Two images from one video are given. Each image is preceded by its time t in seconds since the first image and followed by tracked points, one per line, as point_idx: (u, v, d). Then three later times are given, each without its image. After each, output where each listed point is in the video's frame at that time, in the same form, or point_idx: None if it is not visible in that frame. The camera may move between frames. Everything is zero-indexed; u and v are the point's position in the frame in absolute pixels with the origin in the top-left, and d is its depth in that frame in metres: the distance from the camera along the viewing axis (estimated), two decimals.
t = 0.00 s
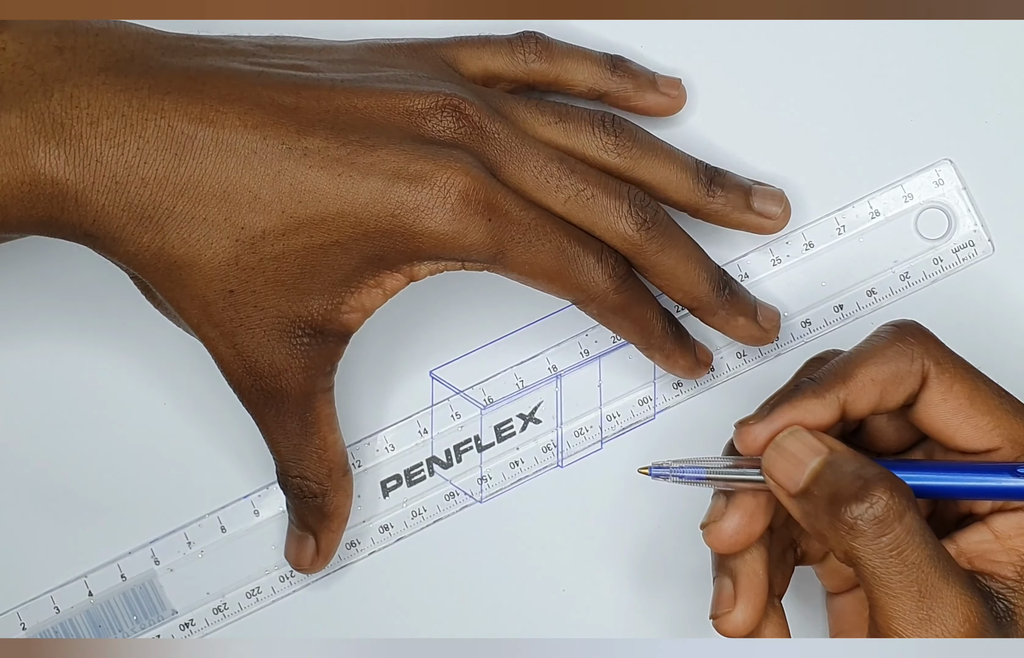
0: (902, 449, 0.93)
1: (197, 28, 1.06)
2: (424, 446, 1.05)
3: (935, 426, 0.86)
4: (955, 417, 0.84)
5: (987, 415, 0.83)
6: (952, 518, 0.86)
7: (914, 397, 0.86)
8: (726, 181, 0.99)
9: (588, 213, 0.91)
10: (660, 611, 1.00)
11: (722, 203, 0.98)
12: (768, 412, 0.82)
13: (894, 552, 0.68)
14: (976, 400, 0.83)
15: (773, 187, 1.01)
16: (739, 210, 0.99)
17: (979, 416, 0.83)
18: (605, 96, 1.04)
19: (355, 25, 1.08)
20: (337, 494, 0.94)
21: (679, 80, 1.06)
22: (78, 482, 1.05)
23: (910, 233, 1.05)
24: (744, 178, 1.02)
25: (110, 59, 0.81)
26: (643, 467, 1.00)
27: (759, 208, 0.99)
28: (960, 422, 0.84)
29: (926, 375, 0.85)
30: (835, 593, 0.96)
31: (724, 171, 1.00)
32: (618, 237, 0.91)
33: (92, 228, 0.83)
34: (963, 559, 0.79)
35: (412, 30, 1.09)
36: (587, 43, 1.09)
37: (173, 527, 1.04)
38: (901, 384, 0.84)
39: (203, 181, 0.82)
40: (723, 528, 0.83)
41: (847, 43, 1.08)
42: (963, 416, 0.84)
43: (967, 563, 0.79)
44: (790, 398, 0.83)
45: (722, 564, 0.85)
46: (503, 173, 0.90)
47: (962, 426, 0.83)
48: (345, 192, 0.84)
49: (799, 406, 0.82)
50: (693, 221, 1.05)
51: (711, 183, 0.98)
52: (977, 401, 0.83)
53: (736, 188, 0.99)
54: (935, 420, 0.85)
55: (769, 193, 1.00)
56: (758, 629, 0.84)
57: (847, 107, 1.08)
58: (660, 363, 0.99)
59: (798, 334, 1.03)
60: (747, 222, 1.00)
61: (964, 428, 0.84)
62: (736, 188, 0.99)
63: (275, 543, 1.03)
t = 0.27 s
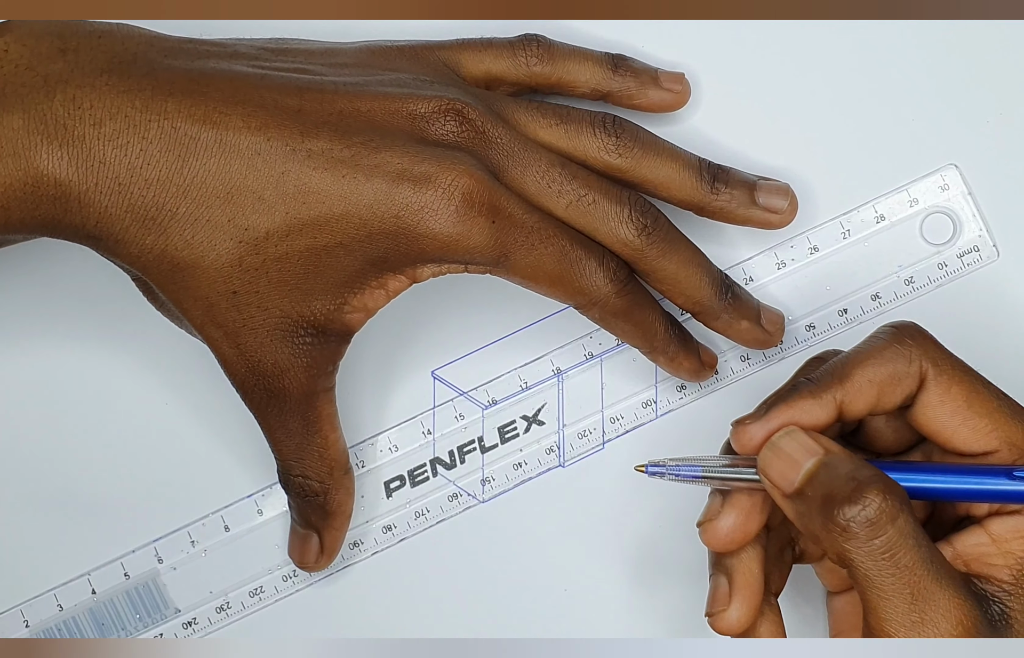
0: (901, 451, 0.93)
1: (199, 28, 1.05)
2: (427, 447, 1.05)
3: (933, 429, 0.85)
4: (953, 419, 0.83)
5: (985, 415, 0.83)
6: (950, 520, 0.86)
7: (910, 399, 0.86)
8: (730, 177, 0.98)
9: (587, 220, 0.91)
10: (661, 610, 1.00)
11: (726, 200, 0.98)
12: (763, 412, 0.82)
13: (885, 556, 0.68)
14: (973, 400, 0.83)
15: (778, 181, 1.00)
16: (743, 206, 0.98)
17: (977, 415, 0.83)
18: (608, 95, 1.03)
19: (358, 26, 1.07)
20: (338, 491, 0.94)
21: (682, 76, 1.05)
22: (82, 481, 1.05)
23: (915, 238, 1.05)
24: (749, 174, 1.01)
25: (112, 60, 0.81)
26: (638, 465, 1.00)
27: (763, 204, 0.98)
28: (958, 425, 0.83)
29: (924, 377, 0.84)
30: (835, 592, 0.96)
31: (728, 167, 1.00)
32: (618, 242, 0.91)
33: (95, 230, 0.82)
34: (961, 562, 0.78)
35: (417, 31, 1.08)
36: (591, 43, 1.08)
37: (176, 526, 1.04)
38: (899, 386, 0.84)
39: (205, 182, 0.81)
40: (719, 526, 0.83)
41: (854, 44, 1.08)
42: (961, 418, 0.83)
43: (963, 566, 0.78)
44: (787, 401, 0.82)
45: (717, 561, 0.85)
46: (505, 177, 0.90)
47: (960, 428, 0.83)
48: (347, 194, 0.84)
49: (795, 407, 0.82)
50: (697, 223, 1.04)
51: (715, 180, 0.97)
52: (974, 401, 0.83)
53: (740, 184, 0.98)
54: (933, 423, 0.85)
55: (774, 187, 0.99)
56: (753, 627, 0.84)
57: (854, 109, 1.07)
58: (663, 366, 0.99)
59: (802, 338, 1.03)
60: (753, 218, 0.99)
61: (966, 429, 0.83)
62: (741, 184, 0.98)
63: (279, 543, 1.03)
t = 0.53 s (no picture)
0: (889, 456, 0.93)
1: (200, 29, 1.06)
2: (427, 447, 1.05)
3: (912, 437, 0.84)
4: (929, 426, 0.82)
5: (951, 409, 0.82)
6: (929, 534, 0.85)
7: (887, 403, 0.85)
8: (731, 179, 0.98)
9: (589, 218, 0.91)
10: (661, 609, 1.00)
11: (727, 201, 0.98)
12: (737, 408, 0.86)
13: (848, 593, 0.68)
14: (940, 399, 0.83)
15: (779, 182, 1.00)
16: (745, 209, 0.98)
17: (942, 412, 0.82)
18: (609, 101, 1.03)
19: (358, 26, 1.07)
20: (340, 491, 0.94)
21: (683, 81, 1.05)
22: (82, 480, 1.05)
23: (915, 238, 1.05)
24: (750, 175, 1.01)
25: (112, 62, 0.81)
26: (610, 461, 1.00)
27: (765, 205, 0.98)
28: (933, 433, 0.82)
29: (900, 382, 0.84)
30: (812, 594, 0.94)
31: (729, 169, 1.00)
32: (618, 242, 0.91)
33: (97, 230, 0.83)
34: (928, 583, 0.78)
35: (418, 32, 1.08)
36: (591, 44, 1.08)
37: (177, 525, 1.04)
38: (874, 388, 0.84)
39: (206, 182, 0.82)
40: (681, 512, 0.86)
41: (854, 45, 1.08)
42: (936, 427, 0.82)
43: (931, 587, 0.78)
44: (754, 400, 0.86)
45: (682, 543, 0.89)
46: (506, 176, 0.90)
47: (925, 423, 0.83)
48: (348, 194, 0.84)
49: (765, 401, 0.85)
50: (697, 223, 1.04)
51: (716, 181, 0.97)
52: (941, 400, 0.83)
53: (741, 186, 0.98)
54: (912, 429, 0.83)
55: (775, 188, 0.99)
56: (713, 604, 0.88)
57: (855, 109, 1.07)
58: (663, 366, 0.99)
59: (802, 338, 1.03)
60: (754, 219, 0.99)
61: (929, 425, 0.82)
62: (742, 186, 0.98)
63: (280, 542, 1.03)
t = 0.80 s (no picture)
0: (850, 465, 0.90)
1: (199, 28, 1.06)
2: (427, 447, 1.05)
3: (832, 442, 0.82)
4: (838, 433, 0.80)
5: (675, 478, 0.79)
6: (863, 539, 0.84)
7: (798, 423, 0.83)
8: (731, 178, 0.98)
9: (589, 218, 0.91)
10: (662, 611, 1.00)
11: (727, 200, 0.98)
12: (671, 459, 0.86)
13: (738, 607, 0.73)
14: (674, 458, 0.80)
15: (779, 181, 1.00)
16: (745, 208, 0.98)
17: (673, 476, 0.79)
18: (608, 102, 1.03)
19: (358, 26, 1.08)
20: (339, 490, 0.94)
21: (682, 81, 1.05)
22: (81, 480, 1.05)
23: (914, 238, 1.05)
24: (749, 174, 1.01)
25: (112, 62, 0.81)
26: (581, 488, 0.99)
27: (765, 204, 0.98)
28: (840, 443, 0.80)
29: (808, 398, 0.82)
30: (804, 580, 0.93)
31: (728, 168, 1.00)
32: (617, 242, 0.92)
33: (96, 230, 0.83)
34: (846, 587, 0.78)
35: (417, 32, 1.08)
36: (591, 45, 1.08)
37: (176, 525, 1.04)
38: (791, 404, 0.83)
39: (205, 182, 0.82)
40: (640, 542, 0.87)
41: (854, 45, 1.08)
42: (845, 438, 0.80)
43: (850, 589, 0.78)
44: (678, 434, 0.84)
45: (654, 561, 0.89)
46: (506, 176, 0.90)
47: (659, 494, 0.80)
48: (347, 193, 0.84)
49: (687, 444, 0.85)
50: (697, 222, 1.04)
51: (715, 181, 0.98)
52: (675, 456, 0.80)
53: (741, 184, 0.98)
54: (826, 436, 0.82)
55: (775, 187, 0.99)
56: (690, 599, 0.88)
57: (854, 109, 1.07)
58: (662, 366, 0.99)
59: (801, 338, 1.03)
60: (754, 218, 0.99)
61: (675, 503, 0.79)
62: (742, 184, 0.98)
63: (279, 542, 1.03)
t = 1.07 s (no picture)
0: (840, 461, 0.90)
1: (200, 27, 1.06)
2: (426, 447, 1.05)
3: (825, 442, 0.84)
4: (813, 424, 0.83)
5: (665, 480, 0.79)
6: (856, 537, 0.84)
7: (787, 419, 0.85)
8: (731, 177, 0.98)
9: (589, 217, 0.91)
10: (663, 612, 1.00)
11: (727, 200, 0.98)
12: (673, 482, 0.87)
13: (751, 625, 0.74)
14: (664, 460, 0.80)
15: (778, 180, 1.00)
16: (745, 207, 0.98)
17: (662, 479, 0.79)
18: (608, 103, 1.03)
19: (359, 25, 1.08)
20: (340, 490, 0.94)
21: (683, 81, 1.05)
22: (81, 479, 1.05)
23: (914, 239, 1.05)
24: (749, 173, 1.01)
25: (112, 61, 0.81)
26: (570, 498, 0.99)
27: (765, 203, 0.98)
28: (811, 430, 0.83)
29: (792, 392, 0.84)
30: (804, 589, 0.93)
31: (728, 167, 1.00)
32: (617, 241, 0.92)
33: (97, 230, 0.83)
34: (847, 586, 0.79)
35: (418, 31, 1.08)
36: (591, 45, 1.09)
37: (176, 525, 1.04)
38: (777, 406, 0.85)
39: (205, 181, 0.82)
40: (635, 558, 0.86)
41: (854, 45, 1.08)
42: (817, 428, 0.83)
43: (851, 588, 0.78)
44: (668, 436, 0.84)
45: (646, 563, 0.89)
46: (505, 175, 0.90)
47: (649, 498, 0.80)
48: (348, 192, 0.84)
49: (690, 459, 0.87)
50: (697, 222, 1.04)
51: (715, 180, 0.98)
52: (665, 459, 0.80)
53: (741, 183, 0.98)
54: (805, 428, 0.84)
55: (775, 186, 0.99)
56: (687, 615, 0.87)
57: (854, 110, 1.07)
58: (661, 366, 0.99)
59: (801, 338, 1.03)
60: (754, 217, 0.99)
61: (665, 505, 0.79)
62: (742, 184, 0.98)
63: (279, 542, 1.03)
